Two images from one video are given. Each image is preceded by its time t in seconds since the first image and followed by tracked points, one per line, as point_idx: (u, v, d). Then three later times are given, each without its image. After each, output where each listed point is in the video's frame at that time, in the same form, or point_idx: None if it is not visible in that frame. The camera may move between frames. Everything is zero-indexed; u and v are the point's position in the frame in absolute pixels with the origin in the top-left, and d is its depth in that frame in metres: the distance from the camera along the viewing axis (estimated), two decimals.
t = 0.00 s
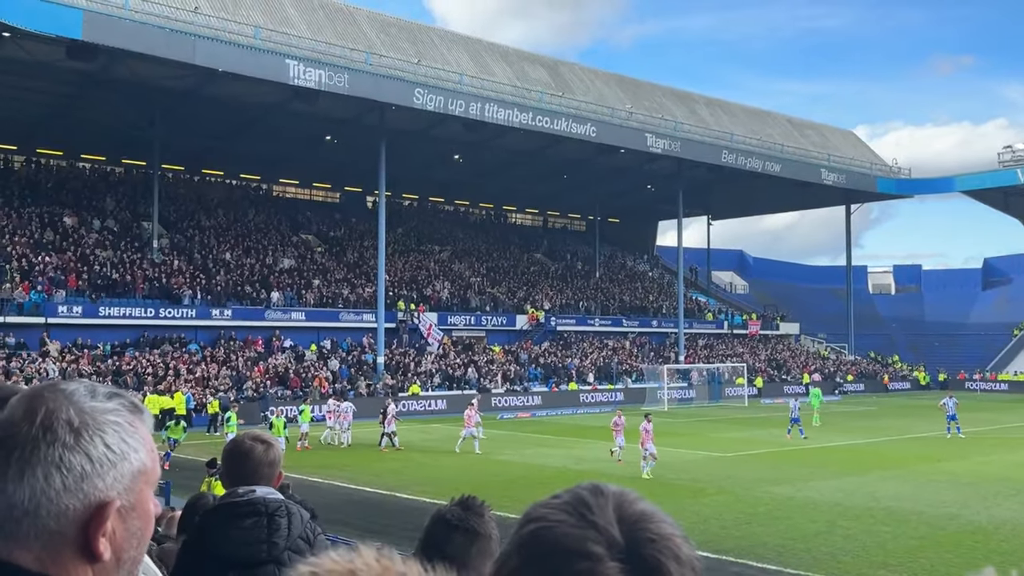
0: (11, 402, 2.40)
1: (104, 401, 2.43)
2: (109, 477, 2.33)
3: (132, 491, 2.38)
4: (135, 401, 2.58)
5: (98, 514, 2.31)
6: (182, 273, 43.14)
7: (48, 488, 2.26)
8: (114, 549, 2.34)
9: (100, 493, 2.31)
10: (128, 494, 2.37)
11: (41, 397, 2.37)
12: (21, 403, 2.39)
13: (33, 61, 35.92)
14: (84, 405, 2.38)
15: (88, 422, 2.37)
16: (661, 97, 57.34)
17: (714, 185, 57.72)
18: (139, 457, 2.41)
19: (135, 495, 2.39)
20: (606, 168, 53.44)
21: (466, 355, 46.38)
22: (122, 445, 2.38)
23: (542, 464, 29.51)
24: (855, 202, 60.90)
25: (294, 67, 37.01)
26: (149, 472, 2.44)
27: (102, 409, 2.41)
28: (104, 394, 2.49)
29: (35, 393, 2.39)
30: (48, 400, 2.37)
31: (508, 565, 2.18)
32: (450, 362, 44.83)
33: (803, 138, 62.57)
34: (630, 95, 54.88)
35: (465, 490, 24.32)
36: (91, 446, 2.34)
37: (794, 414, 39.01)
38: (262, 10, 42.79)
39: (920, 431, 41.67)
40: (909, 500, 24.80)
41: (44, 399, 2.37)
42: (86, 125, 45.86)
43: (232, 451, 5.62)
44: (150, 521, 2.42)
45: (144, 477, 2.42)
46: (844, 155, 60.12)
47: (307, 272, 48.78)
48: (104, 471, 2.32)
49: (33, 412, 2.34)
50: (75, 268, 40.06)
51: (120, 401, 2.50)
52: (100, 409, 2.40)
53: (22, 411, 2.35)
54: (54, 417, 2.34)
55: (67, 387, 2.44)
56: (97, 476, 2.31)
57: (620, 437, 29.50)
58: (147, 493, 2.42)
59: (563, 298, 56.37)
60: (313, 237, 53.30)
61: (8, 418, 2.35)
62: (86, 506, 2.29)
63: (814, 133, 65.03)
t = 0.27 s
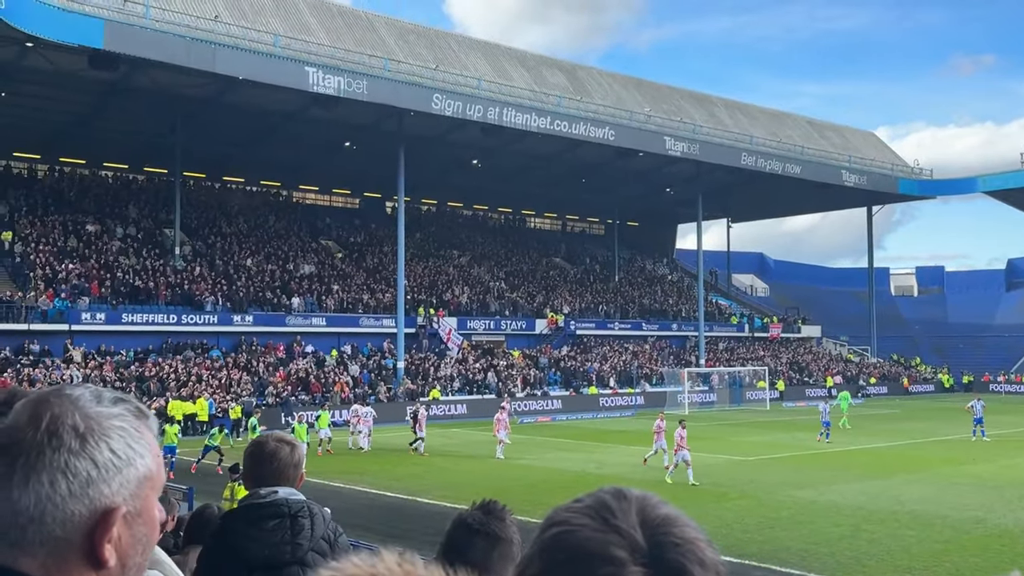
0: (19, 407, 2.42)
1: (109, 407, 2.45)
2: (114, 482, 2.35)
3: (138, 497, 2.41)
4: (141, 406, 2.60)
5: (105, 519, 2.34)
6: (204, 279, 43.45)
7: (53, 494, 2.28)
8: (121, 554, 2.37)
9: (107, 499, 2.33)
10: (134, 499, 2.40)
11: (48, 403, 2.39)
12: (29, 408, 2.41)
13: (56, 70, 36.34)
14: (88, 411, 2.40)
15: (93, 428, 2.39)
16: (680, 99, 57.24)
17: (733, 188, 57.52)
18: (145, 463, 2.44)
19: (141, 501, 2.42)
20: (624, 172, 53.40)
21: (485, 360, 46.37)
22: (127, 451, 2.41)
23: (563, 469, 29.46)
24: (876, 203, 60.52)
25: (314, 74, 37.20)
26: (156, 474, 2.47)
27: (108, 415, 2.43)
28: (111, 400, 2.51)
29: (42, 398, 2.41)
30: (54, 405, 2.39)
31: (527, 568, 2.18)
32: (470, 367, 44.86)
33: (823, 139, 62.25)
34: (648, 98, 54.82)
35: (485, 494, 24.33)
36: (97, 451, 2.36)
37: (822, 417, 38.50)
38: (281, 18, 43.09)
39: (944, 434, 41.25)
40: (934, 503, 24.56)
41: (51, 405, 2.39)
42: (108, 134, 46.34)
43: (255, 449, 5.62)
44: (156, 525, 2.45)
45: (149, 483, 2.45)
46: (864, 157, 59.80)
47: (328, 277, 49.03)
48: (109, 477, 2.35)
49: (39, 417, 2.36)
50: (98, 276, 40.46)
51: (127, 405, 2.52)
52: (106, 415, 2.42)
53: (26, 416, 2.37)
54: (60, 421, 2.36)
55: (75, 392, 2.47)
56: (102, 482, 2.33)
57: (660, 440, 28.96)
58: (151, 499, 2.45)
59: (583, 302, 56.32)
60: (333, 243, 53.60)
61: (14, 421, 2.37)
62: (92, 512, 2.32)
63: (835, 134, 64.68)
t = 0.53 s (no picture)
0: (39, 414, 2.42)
1: (132, 412, 2.45)
2: (136, 488, 2.35)
3: (160, 502, 2.40)
4: (162, 412, 2.60)
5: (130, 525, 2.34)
6: (225, 286, 43.70)
7: (78, 499, 2.29)
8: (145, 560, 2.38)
9: (129, 504, 2.33)
10: (156, 505, 2.39)
11: (67, 410, 2.39)
12: (48, 414, 2.40)
13: (78, 81, 36.72)
14: (108, 417, 2.39)
15: (113, 434, 2.38)
16: (699, 102, 57.08)
17: (753, 191, 57.25)
18: (167, 468, 2.44)
19: (163, 507, 2.41)
20: (643, 175, 53.29)
21: (505, 365, 46.36)
22: (150, 456, 2.41)
23: (584, 474, 29.35)
24: (897, 205, 60.04)
25: (332, 82, 37.41)
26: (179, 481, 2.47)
27: (128, 420, 2.42)
28: (130, 404, 2.49)
29: (62, 404, 2.41)
30: (73, 411, 2.38)
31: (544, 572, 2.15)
32: (490, 372, 44.80)
33: (843, 140, 61.86)
34: (667, 101, 54.69)
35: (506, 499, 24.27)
36: (119, 456, 2.36)
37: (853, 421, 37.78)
38: (300, 26, 43.36)
39: (969, 436, 40.79)
40: (959, 507, 24.26)
41: (70, 411, 2.39)
42: (130, 143, 46.78)
43: (275, 455, 5.63)
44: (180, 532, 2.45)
45: (171, 488, 2.45)
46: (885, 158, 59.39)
47: (348, 284, 49.21)
48: (132, 481, 2.35)
49: (60, 421, 2.36)
50: (120, 284, 40.75)
51: (146, 410, 2.51)
52: (126, 420, 2.42)
53: (47, 422, 2.37)
54: (82, 426, 2.36)
55: (95, 398, 2.46)
56: (124, 487, 2.33)
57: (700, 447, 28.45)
58: (173, 505, 2.44)
59: (602, 306, 56.19)
60: (353, 249, 53.83)
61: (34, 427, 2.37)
62: (115, 518, 2.32)
63: (855, 135, 64.29)
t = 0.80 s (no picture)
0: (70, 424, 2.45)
1: (156, 420, 2.43)
2: (157, 493, 2.31)
3: (181, 507, 2.34)
4: (195, 419, 2.56)
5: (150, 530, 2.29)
6: (246, 294, 43.95)
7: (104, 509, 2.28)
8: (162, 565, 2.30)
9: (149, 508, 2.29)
10: (176, 510, 2.33)
11: (97, 420, 2.41)
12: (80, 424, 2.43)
13: (99, 92, 37.10)
14: (131, 424, 2.39)
15: (136, 440, 2.37)
16: (716, 105, 56.92)
17: (772, 193, 57.01)
18: (188, 476, 2.38)
19: (186, 512, 2.35)
20: (661, 179, 53.18)
21: (524, 370, 46.32)
22: (169, 463, 2.36)
23: (603, 479, 29.27)
24: (918, 206, 59.58)
25: (350, 90, 37.60)
26: (202, 486, 2.40)
27: (154, 426, 2.41)
28: (156, 413, 2.48)
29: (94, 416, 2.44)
30: (102, 420, 2.41)
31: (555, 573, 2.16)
32: (509, 377, 44.76)
33: (863, 142, 61.51)
34: (684, 105, 54.59)
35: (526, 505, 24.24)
36: (142, 462, 2.34)
37: (884, 426, 36.80)
38: (318, 35, 43.63)
39: (994, 439, 40.35)
40: (985, 510, 23.95)
41: (100, 421, 2.41)
42: (151, 153, 47.22)
43: (287, 459, 5.68)
44: (202, 536, 2.37)
45: (194, 496, 2.38)
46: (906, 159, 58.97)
47: (367, 290, 49.43)
48: (152, 488, 2.31)
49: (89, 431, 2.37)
50: (141, 292, 41.08)
51: (171, 416, 2.49)
52: (150, 427, 2.40)
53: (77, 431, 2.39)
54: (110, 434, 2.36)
55: (126, 408, 2.47)
56: (146, 494, 2.30)
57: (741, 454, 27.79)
58: (198, 511, 2.38)
59: (621, 311, 56.07)
60: (372, 256, 54.07)
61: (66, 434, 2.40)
62: (136, 524, 2.28)
63: (875, 137, 63.91)
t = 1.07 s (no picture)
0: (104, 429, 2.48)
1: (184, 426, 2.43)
2: (182, 497, 2.30)
3: (206, 512, 2.33)
4: (231, 429, 2.55)
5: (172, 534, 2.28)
6: (264, 302, 44.18)
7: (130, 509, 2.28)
8: (183, 571, 2.28)
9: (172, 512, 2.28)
10: (201, 516, 2.32)
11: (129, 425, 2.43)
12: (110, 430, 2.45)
13: (118, 103, 37.45)
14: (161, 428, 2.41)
15: (165, 445, 2.37)
16: (732, 109, 56.79)
17: (789, 197, 56.80)
18: (215, 482, 2.37)
19: (211, 518, 2.33)
20: (677, 184, 53.10)
21: (541, 375, 46.31)
22: (198, 467, 2.36)
23: (621, 484, 29.17)
24: (937, 208, 59.18)
25: (366, 98, 37.78)
26: (228, 489, 2.38)
27: (180, 432, 2.42)
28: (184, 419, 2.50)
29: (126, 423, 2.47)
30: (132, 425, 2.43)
31: None
32: (526, 383, 44.77)
33: (881, 144, 61.19)
34: (700, 109, 54.49)
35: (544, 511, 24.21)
36: (169, 465, 2.33)
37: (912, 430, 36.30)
38: (333, 44, 43.87)
39: (1017, 442, 39.96)
40: (1008, 514, 23.72)
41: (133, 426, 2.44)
42: (169, 163, 47.60)
43: (302, 463, 5.67)
44: (226, 541, 2.35)
45: (220, 500, 2.36)
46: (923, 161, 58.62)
47: (384, 297, 49.61)
48: (177, 491, 2.30)
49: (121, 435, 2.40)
50: (161, 301, 41.38)
51: (197, 421, 2.50)
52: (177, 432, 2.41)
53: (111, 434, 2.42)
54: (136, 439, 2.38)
55: (159, 417, 2.50)
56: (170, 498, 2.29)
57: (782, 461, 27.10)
58: (223, 518, 2.36)
59: (638, 316, 55.99)
60: (389, 263, 54.27)
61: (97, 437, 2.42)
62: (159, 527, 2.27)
63: (892, 139, 63.57)
